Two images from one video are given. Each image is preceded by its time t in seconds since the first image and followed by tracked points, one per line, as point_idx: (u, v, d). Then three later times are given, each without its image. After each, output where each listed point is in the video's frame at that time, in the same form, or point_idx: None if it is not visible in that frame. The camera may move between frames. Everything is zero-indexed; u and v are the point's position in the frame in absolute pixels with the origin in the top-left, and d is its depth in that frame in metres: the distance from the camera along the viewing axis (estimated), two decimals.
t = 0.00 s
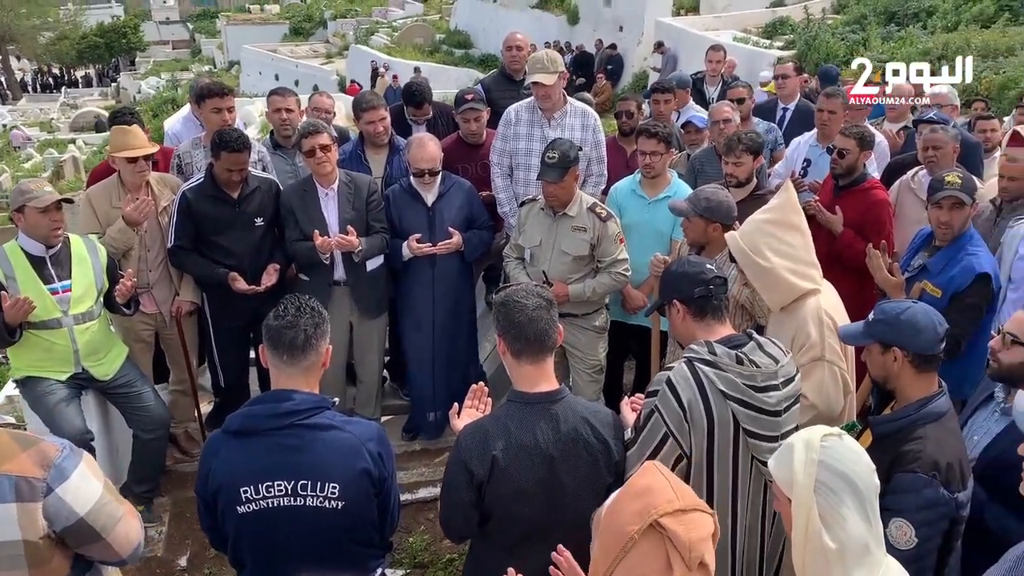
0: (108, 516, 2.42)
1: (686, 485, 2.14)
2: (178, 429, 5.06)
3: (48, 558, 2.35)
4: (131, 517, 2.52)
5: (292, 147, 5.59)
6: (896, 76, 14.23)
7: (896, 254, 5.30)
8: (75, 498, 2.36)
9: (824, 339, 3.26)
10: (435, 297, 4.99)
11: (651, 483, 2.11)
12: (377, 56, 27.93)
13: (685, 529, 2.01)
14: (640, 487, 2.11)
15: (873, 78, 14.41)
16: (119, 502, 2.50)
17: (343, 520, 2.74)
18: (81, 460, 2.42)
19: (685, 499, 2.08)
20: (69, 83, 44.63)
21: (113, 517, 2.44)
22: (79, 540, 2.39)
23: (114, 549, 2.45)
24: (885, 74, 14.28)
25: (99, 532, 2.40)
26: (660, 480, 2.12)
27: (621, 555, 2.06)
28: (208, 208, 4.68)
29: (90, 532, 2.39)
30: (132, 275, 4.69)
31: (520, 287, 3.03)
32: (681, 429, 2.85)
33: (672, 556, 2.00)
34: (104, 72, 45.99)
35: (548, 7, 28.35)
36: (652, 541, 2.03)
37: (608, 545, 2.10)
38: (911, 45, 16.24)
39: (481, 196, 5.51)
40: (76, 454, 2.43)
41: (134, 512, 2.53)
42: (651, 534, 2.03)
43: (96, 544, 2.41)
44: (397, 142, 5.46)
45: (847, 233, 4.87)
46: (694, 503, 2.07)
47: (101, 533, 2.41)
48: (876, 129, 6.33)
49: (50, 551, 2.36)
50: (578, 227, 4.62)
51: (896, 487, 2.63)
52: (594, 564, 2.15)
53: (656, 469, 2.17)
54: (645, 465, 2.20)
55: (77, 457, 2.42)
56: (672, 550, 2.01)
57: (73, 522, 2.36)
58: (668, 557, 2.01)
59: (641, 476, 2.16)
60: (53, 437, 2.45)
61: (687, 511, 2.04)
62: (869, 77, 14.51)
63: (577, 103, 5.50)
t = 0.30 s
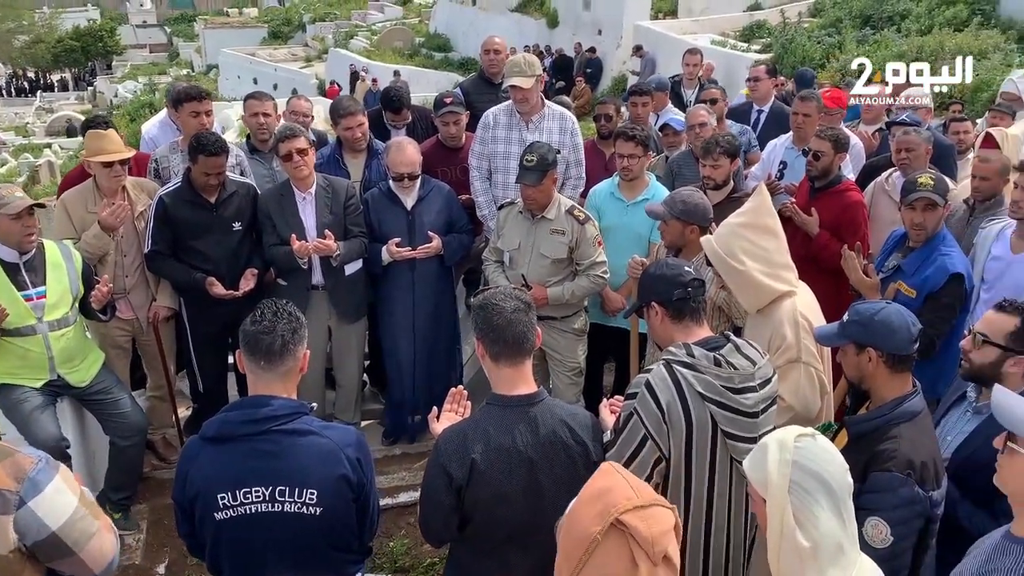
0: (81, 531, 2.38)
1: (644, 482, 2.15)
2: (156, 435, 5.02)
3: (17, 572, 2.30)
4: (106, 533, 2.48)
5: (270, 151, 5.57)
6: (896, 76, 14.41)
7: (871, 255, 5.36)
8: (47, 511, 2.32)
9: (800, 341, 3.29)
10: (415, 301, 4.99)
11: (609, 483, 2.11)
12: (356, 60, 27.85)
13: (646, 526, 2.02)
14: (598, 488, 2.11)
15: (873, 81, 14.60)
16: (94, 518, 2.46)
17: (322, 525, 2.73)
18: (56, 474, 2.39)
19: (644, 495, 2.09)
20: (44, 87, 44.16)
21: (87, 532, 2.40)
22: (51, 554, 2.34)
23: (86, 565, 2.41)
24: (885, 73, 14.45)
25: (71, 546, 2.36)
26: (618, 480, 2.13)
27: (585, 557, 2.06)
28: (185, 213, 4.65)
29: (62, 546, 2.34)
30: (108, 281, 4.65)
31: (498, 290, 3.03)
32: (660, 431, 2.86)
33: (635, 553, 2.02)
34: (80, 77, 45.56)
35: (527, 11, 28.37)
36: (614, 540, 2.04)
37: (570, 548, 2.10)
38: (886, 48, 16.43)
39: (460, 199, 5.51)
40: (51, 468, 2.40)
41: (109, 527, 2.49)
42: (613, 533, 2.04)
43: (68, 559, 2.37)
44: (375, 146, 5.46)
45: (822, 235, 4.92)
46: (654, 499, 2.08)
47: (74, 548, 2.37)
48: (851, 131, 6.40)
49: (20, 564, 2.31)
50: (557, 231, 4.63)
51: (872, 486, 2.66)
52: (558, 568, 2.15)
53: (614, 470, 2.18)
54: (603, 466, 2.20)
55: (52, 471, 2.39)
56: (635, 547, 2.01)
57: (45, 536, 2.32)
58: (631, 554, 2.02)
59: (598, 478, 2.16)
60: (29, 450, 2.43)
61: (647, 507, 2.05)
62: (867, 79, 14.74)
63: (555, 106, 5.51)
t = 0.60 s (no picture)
0: (64, 543, 2.35)
1: (613, 487, 2.16)
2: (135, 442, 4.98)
3: None
4: (90, 544, 2.45)
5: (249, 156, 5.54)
6: (897, 76, 15.12)
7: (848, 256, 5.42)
8: (30, 523, 2.29)
9: (777, 343, 3.32)
10: (396, 305, 4.98)
11: (577, 490, 2.11)
12: (337, 63, 27.76)
13: (616, 530, 2.03)
14: (567, 494, 2.11)
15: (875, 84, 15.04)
16: (78, 529, 2.43)
17: (302, 531, 2.72)
18: (39, 485, 2.36)
19: (613, 500, 2.10)
20: (20, 91, 43.68)
21: (69, 544, 2.37)
22: (33, 566, 2.31)
23: None
24: (885, 75, 15.19)
25: (54, 559, 2.33)
26: (588, 485, 2.13)
27: (558, 563, 2.05)
28: (163, 218, 4.61)
29: (44, 558, 2.31)
30: (85, 287, 4.61)
31: (477, 293, 3.03)
32: (640, 434, 2.87)
33: (605, 557, 2.01)
34: (57, 80, 45.10)
35: (508, 15, 28.40)
36: (584, 545, 2.04)
37: (543, 557, 2.09)
38: (863, 52, 16.62)
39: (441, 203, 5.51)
40: (33, 478, 2.36)
41: (93, 539, 2.46)
42: (583, 538, 2.04)
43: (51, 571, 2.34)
44: (355, 150, 5.45)
45: (801, 237, 4.97)
46: (622, 503, 2.09)
47: (56, 560, 2.34)
48: (828, 134, 6.47)
49: None
50: (537, 234, 4.64)
51: (850, 485, 2.68)
52: None
53: (584, 475, 2.18)
54: (574, 472, 2.21)
55: (35, 482, 2.36)
56: (604, 552, 2.02)
57: (27, 548, 2.28)
58: (601, 559, 2.02)
59: (567, 484, 2.16)
60: (12, 461, 2.39)
61: (615, 511, 2.06)
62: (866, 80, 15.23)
63: (535, 110, 5.53)
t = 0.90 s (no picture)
0: (51, 552, 2.32)
1: (585, 491, 2.16)
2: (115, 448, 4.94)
3: None
4: (78, 552, 2.42)
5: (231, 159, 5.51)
6: (897, 76, 15.47)
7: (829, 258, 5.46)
8: (16, 534, 2.26)
9: (758, 344, 3.34)
10: (379, 309, 4.97)
11: (549, 497, 2.10)
12: (319, 66, 27.68)
13: (592, 536, 2.03)
14: (541, 501, 2.10)
15: (874, 82, 15.42)
16: (65, 537, 2.40)
17: (282, 537, 2.70)
18: (24, 495, 2.33)
19: (586, 505, 2.10)
20: None
21: (57, 553, 2.34)
22: None
23: None
24: (887, 75, 15.52)
25: (41, 568, 2.31)
26: (560, 491, 2.12)
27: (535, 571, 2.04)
28: (142, 223, 4.58)
29: (31, 569, 2.29)
30: (64, 293, 4.57)
31: (459, 296, 3.03)
32: (622, 436, 2.88)
33: (581, 563, 2.02)
34: (37, 83, 44.72)
35: (491, 17, 28.40)
36: (560, 552, 2.03)
37: (518, 566, 2.07)
38: (843, 54, 16.76)
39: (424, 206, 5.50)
40: (19, 488, 2.33)
41: (80, 547, 2.43)
42: (558, 545, 2.03)
43: None
44: (338, 152, 5.43)
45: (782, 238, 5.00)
46: (596, 508, 2.09)
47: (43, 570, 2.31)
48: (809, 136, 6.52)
49: None
50: (520, 236, 4.64)
51: (831, 486, 2.70)
52: None
53: (555, 480, 2.17)
54: (545, 478, 2.19)
55: (21, 492, 2.33)
56: (580, 558, 2.02)
57: (14, 559, 2.26)
58: (577, 566, 2.02)
59: (539, 490, 2.15)
60: None
61: (589, 517, 2.06)
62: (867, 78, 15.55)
63: (518, 113, 5.53)
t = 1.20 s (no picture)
0: (35, 564, 2.31)
1: (564, 497, 2.16)
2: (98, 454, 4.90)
3: None
4: (64, 563, 2.39)
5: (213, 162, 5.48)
6: (897, 76, 15.41)
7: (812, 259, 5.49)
8: None
9: (740, 344, 3.35)
10: (364, 312, 4.95)
11: (527, 505, 2.10)
12: (304, 69, 27.58)
13: (572, 542, 2.03)
14: (521, 508, 2.10)
15: (874, 83, 15.61)
16: (51, 548, 2.38)
17: (265, 542, 2.69)
18: (9, 506, 2.32)
19: (566, 511, 2.10)
20: None
21: (42, 565, 2.32)
22: None
23: None
24: (886, 74, 15.59)
25: None
26: (539, 497, 2.12)
27: None
28: (124, 227, 4.54)
29: None
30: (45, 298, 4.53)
31: (443, 299, 3.03)
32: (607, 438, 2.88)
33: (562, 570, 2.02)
34: (17, 86, 44.33)
35: (476, 19, 28.40)
36: (539, 559, 2.03)
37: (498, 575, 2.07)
38: (825, 56, 16.87)
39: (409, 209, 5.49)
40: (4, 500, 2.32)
41: (66, 557, 2.40)
42: (538, 553, 2.03)
43: None
44: (322, 155, 5.41)
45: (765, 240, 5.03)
46: (576, 514, 2.10)
47: None
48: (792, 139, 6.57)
49: None
50: (505, 239, 4.64)
51: (814, 486, 2.71)
52: None
53: (533, 487, 2.17)
54: (523, 485, 2.19)
55: (5, 503, 2.32)
56: (561, 565, 2.02)
57: None
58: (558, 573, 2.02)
59: (518, 498, 2.15)
60: None
61: (569, 523, 2.06)
62: (868, 80, 15.70)
63: (503, 115, 5.54)
